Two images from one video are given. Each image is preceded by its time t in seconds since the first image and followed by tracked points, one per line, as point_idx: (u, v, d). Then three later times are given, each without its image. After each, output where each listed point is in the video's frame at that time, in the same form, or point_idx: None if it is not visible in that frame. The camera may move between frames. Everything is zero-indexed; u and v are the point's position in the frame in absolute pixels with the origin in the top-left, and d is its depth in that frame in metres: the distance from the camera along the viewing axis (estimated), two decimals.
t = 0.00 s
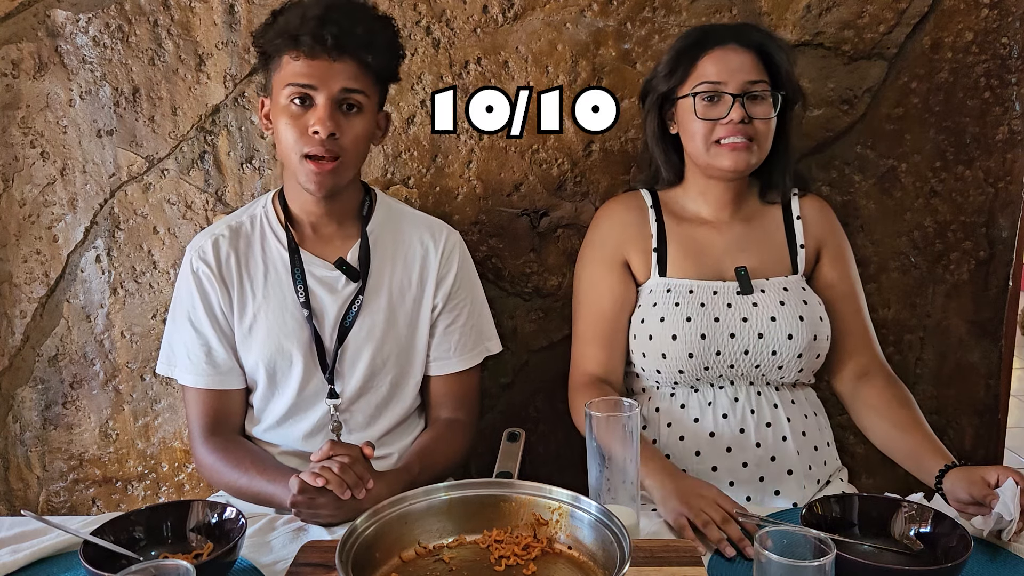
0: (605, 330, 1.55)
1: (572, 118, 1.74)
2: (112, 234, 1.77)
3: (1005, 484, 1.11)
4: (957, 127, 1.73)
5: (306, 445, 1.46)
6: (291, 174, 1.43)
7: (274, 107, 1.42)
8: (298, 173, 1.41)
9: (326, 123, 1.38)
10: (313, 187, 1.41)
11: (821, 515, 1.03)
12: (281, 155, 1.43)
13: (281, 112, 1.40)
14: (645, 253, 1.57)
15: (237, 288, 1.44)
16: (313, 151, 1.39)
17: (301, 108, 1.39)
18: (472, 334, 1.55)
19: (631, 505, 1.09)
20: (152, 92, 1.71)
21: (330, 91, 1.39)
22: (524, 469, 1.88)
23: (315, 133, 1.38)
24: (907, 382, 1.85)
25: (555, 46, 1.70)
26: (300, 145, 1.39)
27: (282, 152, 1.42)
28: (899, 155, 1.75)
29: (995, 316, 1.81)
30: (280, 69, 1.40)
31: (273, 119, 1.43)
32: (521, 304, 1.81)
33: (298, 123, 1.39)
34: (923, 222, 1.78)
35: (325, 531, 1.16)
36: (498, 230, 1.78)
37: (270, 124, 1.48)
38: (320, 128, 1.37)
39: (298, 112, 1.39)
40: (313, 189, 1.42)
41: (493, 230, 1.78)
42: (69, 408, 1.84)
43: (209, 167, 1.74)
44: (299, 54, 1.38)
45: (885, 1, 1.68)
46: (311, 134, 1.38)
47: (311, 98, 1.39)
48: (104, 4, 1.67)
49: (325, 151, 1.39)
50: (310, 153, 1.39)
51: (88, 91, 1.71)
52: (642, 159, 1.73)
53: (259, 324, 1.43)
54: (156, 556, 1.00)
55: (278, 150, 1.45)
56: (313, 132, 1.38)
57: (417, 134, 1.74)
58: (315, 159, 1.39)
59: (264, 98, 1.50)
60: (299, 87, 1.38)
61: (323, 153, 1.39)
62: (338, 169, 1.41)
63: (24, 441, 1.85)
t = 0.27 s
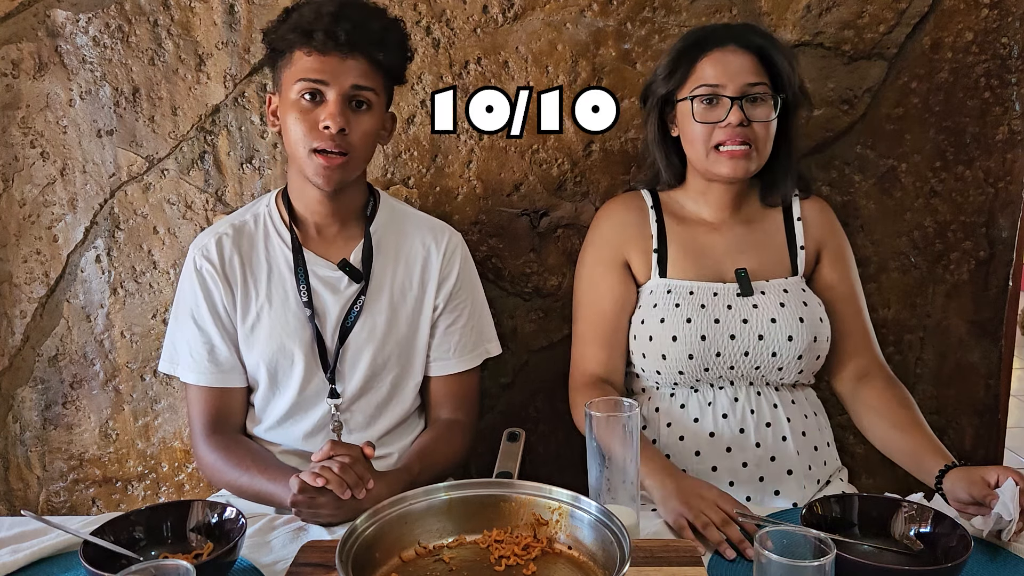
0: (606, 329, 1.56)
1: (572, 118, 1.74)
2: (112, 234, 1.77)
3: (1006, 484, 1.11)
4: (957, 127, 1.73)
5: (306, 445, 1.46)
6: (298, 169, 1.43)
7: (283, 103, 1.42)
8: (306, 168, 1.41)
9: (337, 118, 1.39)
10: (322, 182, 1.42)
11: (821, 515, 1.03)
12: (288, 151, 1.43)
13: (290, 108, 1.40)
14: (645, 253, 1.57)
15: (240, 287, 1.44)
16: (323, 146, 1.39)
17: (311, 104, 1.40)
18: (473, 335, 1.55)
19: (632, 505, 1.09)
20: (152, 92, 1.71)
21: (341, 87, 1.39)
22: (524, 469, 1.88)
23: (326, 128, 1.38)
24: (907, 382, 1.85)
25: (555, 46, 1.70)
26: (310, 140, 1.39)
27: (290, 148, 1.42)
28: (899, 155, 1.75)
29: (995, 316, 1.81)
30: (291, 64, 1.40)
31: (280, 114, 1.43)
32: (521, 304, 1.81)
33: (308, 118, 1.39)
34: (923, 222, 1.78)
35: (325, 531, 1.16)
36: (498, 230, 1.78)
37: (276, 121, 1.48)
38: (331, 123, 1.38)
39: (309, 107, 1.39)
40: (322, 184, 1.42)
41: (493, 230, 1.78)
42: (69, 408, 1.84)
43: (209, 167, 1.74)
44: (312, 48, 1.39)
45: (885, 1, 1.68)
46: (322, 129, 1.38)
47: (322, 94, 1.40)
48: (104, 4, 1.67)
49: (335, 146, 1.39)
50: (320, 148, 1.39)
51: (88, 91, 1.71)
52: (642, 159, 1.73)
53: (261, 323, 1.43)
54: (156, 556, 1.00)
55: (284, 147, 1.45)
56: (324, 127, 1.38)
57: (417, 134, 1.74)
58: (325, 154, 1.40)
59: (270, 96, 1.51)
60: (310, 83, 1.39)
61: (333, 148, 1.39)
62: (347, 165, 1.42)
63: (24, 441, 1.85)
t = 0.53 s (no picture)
0: (606, 328, 1.56)
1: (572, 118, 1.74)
2: (112, 234, 1.77)
3: (1006, 484, 1.11)
4: (957, 127, 1.73)
5: (306, 445, 1.46)
6: (303, 167, 1.43)
7: (290, 100, 1.42)
8: (312, 166, 1.41)
9: (344, 116, 1.38)
10: (327, 180, 1.41)
11: (822, 515, 1.03)
12: (293, 148, 1.43)
13: (297, 105, 1.40)
14: (645, 253, 1.57)
15: (241, 285, 1.44)
16: (329, 144, 1.39)
17: (319, 102, 1.39)
18: (473, 335, 1.55)
19: (631, 505, 1.09)
20: (152, 92, 1.71)
21: (349, 86, 1.39)
22: (524, 469, 1.88)
23: (333, 126, 1.38)
24: (907, 382, 1.85)
25: (555, 46, 1.70)
26: (317, 138, 1.39)
27: (295, 145, 1.42)
28: (899, 155, 1.75)
29: (995, 316, 1.81)
30: (300, 62, 1.41)
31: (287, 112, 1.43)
32: (521, 304, 1.81)
33: (315, 116, 1.39)
34: (923, 222, 1.78)
35: (325, 531, 1.16)
36: (498, 230, 1.78)
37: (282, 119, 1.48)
38: (338, 121, 1.38)
39: (316, 105, 1.39)
40: (327, 182, 1.42)
41: (493, 230, 1.78)
42: (69, 408, 1.84)
43: (208, 167, 1.74)
44: (321, 47, 1.39)
45: (885, 1, 1.68)
46: (329, 127, 1.38)
47: (330, 92, 1.40)
48: (104, 4, 1.67)
49: (341, 144, 1.39)
50: (326, 145, 1.39)
51: (88, 91, 1.71)
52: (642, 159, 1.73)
53: (262, 323, 1.43)
54: (156, 556, 1.00)
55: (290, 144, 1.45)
56: (331, 125, 1.38)
57: (417, 134, 1.74)
58: (331, 152, 1.39)
59: (275, 94, 1.51)
60: (318, 81, 1.39)
61: (339, 147, 1.39)
62: (353, 164, 1.41)
63: (24, 441, 1.85)
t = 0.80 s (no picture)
0: (607, 328, 1.56)
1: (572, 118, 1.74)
2: (112, 234, 1.77)
3: (1006, 484, 1.11)
4: (957, 127, 1.73)
5: (307, 445, 1.46)
6: (305, 165, 1.43)
7: (293, 99, 1.41)
8: (314, 164, 1.40)
9: (348, 114, 1.38)
10: (330, 178, 1.41)
11: (821, 515, 1.03)
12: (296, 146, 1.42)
13: (300, 103, 1.40)
14: (645, 253, 1.57)
15: (242, 285, 1.44)
16: (333, 141, 1.38)
17: (322, 100, 1.39)
18: (473, 335, 1.55)
19: (631, 506, 1.09)
20: (152, 92, 1.71)
21: (353, 83, 1.39)
22: (524, 469, 1.88)
23: (337, 123, 1.38)
24: (907, 382, 1.85)
25: (555, 46, 1.70)
26: (320, 135, 1.38)
27: (298, 144, 1.41)
28: (899, 155, 1.75)
29: (995, 316, 1.81)
30: (303, 60, 1.41)
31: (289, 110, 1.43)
32: (521, 304, 1.81)
33: (319, 113, 1.38)
34: (923, 222, 1.78)
35: (325, 531, 1.16)
36: (498, 230, 1.78)
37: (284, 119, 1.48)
38: (341, 118, 1.38)
39: (319, 103, 1.39)
40: (330, 180, 1.41)
41: (493, 230, 1.78)
42: (69, 408, 1.84)
43: (208, 167, 1.75)
44: (327, 45, 1.40)
45: (885, 1, 1.68)
46: (333, 124, 1.38)
47: (333, 90, 1.40)
48: (104, 4, 1.67)
49: (344, 141, 1.39)
50: (329, 143, 1.39)
51: (88, 91, 1.71)
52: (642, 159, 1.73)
53: (263, 322, 1.43)
54: (156, 556, 1.01)
55: (292, 143, 1.45)
56: (335, 123, 1.38)
57: (417, 134, 1.74)
58: (335, 150, 1.39)
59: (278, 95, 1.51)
60: (321, 79, 1.39)
61: (343, 144, 1.39)
62: (356, 161, 1.41)
63: (24, 441, 1.85)
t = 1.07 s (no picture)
0: (607, 328, 1.56)
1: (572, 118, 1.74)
2: (113, 234, 1.77)
3: (1006, 484, 1.11)
4: (957, 127, 1.73)
5: (306, 445, 1.46)
6: (305, 166, 1.43)
7: (291, 100, 1.42)
8: (314, 165, 1.40)
9: (346, 114, 1.38)
10: (329, 178, 1.41)
11: (821, 515, 1.03)
12: (294, 147, 1.42)
13: (298, 104, 1.40)
14: (645, 253, 1.57)
15: (241, 285, 1.44)
16: (331, 142, 1.39)
17: (320, 101, 1.39)
18: (473, 335, 1.55)
19: (631, 505, 1.09)
20: (152, 92, 1.71)
21: (351, 84, 1.39)
22: (524, 469, 1.88)
23: (335, 124, 1.38)
24: (907, 382, 1.85)
25: (555, 46, 1.70)
26: (319, 136, 1.38)
27: (297, 145, 1.41)
28: (899, 155, 1.75)
29: (995, 316, 1.81)
30: (302, 61, 1.41)
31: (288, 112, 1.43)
32: (521, 304, 1.81)
33: (317, 114, 1.39)
34: (923, 221, 1.78)
35: (325, 531, 1.16)
36: (498, 230, 1.78)
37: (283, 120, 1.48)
38: (340, 119, 1.38)
39: (318, 104, 1.39)
40: (329, 181, 1.41)
41: (493, 230, 1.78)
42: (69, 408, 1.84)
43: (209, 167, 1.75)
44: (325, 44, 1.40)
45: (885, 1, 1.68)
46: (331, 124, 1.38)
47: (331, 91, 1.40)
48: (104, 4, 1.67)
49: (343, 142, 1.39)
50: (328, 144, 1.39)
51: (88, 91, 1.71)
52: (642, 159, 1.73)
53: (262, 322, 1.43)
54: (156, 556, 1.00)
55: (291, 145, 1.45)
56: (333, 123, 1.38)
57: (417, 134, 1.74)
58: (334, 150, 1.39)
59: (275, 95, 1.51)
60: (319, 79, 1.39)
61: (342, 144, 1.39)
62: (356, 162, 1.41)
63: (24, 441, 1.85)
